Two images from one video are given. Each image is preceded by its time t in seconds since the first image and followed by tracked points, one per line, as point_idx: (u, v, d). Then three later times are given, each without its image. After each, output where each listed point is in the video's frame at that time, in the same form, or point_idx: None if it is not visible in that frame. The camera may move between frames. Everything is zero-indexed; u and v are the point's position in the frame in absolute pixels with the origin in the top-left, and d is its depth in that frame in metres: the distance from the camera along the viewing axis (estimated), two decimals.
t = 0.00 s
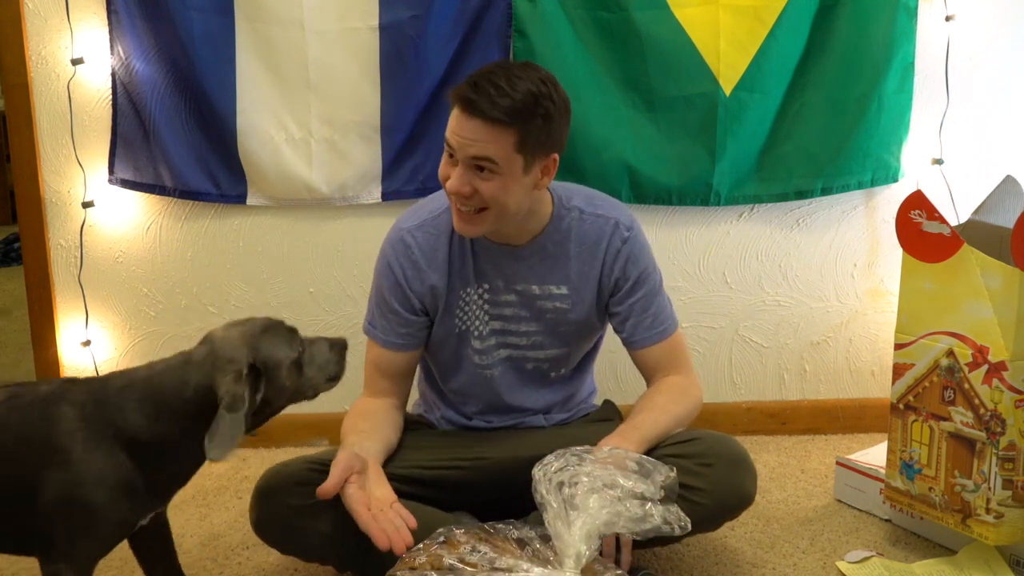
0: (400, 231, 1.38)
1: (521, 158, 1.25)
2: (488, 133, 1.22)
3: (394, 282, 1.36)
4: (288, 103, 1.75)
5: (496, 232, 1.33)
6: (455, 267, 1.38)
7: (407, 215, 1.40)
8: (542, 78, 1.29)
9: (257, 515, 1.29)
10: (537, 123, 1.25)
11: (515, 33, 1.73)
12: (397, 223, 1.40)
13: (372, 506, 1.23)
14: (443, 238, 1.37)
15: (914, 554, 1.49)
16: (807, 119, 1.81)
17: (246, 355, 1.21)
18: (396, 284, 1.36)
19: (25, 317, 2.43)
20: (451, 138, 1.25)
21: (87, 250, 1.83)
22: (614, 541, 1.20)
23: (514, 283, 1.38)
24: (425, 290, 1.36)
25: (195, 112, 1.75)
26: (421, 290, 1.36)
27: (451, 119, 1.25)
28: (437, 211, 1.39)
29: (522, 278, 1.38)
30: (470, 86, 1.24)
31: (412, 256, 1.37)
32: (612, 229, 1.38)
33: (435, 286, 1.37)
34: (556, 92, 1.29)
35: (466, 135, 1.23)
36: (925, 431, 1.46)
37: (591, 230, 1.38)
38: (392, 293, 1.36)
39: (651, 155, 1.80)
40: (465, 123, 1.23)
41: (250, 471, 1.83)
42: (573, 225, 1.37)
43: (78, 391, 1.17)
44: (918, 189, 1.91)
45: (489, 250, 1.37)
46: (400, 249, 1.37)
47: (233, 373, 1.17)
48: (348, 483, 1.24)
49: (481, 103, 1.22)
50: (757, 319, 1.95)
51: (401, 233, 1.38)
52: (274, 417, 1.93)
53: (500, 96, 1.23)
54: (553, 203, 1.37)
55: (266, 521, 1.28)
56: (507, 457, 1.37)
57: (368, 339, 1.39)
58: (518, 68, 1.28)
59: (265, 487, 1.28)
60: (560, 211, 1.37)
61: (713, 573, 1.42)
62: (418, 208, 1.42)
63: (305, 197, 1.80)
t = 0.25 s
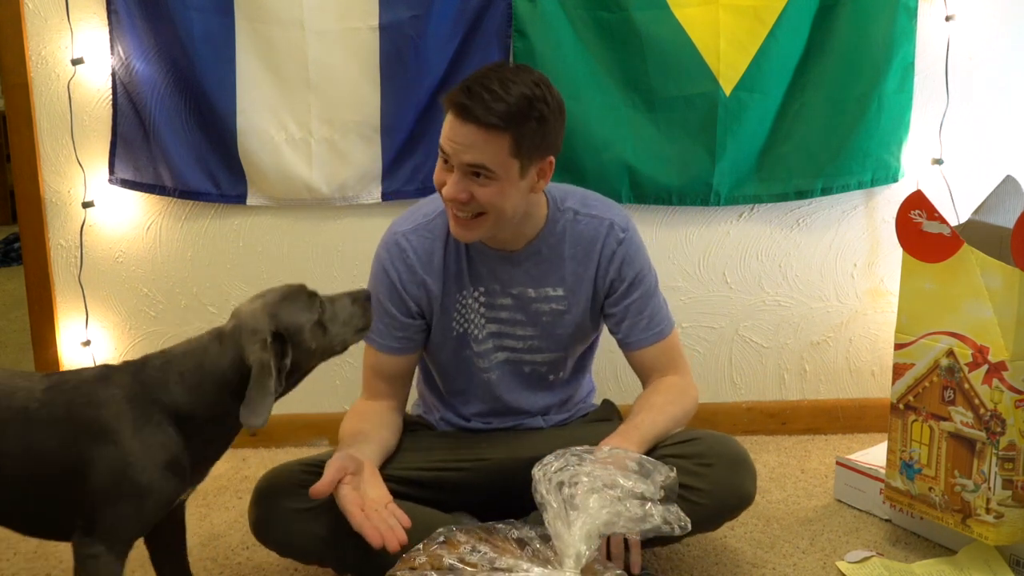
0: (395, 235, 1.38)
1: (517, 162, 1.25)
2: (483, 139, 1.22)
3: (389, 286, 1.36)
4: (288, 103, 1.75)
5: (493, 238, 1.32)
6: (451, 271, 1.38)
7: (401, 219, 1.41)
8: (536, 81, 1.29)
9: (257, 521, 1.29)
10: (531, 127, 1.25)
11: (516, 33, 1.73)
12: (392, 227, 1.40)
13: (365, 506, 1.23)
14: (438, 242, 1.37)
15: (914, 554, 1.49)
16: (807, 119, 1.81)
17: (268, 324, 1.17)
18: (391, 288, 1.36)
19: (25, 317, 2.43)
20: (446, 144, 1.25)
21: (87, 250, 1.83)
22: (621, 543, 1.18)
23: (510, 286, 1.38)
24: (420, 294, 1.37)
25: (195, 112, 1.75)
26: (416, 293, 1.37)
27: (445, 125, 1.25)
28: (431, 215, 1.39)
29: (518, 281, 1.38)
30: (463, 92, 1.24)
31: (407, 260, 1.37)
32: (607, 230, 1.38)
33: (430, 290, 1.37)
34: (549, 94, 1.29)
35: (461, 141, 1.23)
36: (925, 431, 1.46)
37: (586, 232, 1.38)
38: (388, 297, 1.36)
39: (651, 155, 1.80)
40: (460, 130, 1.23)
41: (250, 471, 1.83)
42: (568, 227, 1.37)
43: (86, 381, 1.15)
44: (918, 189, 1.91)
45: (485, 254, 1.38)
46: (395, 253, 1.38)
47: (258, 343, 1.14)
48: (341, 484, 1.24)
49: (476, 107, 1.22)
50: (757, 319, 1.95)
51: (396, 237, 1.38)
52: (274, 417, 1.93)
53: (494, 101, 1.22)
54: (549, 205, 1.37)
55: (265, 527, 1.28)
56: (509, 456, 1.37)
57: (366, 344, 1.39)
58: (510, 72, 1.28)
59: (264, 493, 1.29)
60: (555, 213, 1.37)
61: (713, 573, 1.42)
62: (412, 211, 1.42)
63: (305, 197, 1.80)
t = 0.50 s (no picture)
0: (395, 237, 1.38)
1: (539, 174, 1.23)
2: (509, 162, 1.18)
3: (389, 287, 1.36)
4: (288, 103, 1.75)
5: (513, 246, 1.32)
6: (452, 273, 1.38)
7: (402, 219, 1.41)
8: (534, 85, 1.24)
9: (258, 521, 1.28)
10: (547, 135, 1.22)
11: (516, 33, 1.74)
12: (393, 229, 1.40)
13: (361, 507, 1.23)
14: (440, 242, 1.37)
15: (914, 554, 1.49)
16: (807, 119, 1.81)
17: (293, 314, 1.12)
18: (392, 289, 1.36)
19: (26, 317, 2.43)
20: (468, 173, 1.20)
21: (87, 250, 1.83)
22: (621, 543, 1.18)
23: (512, 288, 1.38)
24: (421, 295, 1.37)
25: (195, 112, 1.75)
26: (416, 294, 1.36)
27: (461, 153, 1.19)
28: (433, 215, 1.39)
29: (520, 283, 1.38)
30: (477, 118, 1.17)
31: (407, 261, 1.37)
32: (607, 231, 1.38)
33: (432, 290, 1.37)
34: (550, 95, 1.25)
35: (487, 170, 1.18)
36: (925, 431, 1.46)
37: (587, 233, 1.37)
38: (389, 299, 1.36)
39: (651, 155, 1.80)
40: (484, 158, 1.17)
41: (250, 471, 1.83)
42: (569, 228, 1.37)
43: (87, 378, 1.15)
44: (918, 189, 1.91)
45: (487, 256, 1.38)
46: (397, 254, 1.38)
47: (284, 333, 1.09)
48: (339, 484, 1.24)
49: (495, 132, 1.17)
50: (757, 319, 1.95)
51: (397, 237, 1.38)
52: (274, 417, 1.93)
53: (511, 121, 1.17)
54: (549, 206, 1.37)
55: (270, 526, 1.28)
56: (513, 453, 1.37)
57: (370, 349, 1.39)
58: (509, 82, 1.22)
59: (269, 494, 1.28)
60: (556, 214, 1.37)
61: (713, 573, 1.42)
62: (412, 213, 1.42)
63: (305, 197, 1.80)
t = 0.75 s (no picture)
0: (398, 237, 1.38)
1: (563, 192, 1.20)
2: (542, 196, 1.14)
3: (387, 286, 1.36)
4: (288, 103, 1.75)
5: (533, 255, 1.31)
6: (456, 275, 1.38)
7: (406, 220, 1.40)
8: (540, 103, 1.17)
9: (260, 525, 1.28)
10: (567, 153, 1.18)
11: (516, 33, 1.74)
12: (394, 230, 1.39)
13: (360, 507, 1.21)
14: (444, 244, 1.37)
15: (914, 554, 1.49)
16: (807, 119, 1.81)
17: (338, 330, 1.16)
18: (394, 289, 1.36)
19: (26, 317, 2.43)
20: (502, 214, 1.16)
21: (87, 250, 1.83)
22: (623, 543, 1.18)
23: (516, 292, 1.38)
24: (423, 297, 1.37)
25: (195, 112, 1.75)
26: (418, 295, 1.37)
27: (490, 196, 1.15)
28: (436, 216, 1.38)
29: (524, 286, 1.38)
30: (504, 161, 1.12)
31: (410, 260, 1.37)
32: (610, 232, 1.38)
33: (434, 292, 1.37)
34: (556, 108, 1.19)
35: (520, 209, 1.15)
36: (925, 431, 1.46)
37: (589, 235, 1.37)
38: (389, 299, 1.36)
39: (651, 155, 1.80)
40: (515, 198, 1.14)
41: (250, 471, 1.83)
42: (572, 229, 1.37)
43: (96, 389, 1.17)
44: (918, 189, 1.91)
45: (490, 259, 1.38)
46: (400, 255, 1.37)
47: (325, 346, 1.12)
48: (339, 485, 1.24)
49: (526, 174, 1.12)
50: (757, 319, 1.95)
51: (401, 238, 1.38)
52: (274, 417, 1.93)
53: (537, 156, 1.12)
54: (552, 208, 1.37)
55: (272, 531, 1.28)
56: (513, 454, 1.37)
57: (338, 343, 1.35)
58: (519, 108, 1.16)
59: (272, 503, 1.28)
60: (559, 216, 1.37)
61: (713, 573, 1.42)
62: (416, 213, 1.42)
63: (305, 197, 1.80)
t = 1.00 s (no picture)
0: (314, 245, 1.33)
1: (472, 162, 1.18)
2: (443, 157, 1.13)
3: (308, 290, 1.30)
4: (288, 104, 1.75)
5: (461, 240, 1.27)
6: (387, 278, 1.32)
7: (330, 223, 1.36)
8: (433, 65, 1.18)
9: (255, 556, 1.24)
10: (469, 119, 1.17)
11: (516, 33, 1.74)
12: (314, 237, 1.34)
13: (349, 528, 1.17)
14: (368, 242, 1.32)
15: (914, 554, 1.49)
16: (807, 119, 1.81)
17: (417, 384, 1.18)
18: (313, 297, 1.31)
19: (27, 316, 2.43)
20: (395, 177, 1.14)
21: (87, 250, 1.83)
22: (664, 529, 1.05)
23: (451, 291, 1.31)
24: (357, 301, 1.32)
25: (195, 112, 1.75)
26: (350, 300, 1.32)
27: (388, 156, 1.13)
28: (361, 213, 1.34)
29: (456, 284, 1.31)
30: (399, 117, 1.11)
31: (332, 265, 1.31)
32: (542, 213, 1.32)
33: (365, 296, 1.32)
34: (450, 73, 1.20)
35: (424, 169, 1.13)
36: (925, 431, 1.46)
37: (522, 220, 1.32)
38: (310, 306, 1.31)
39: (651, 155, 1.80)
40: (417, 158, 1.12)
41: (250, 471, 1.83)
42: (502, 216, 1.32)
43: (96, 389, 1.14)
44: (918, 189, 1.91)
45: (421, 260, 1.31)
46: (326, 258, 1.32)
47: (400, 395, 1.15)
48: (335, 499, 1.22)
49: (433, 126, 1.11)
50: (757, 319, 1.95)
51: (325, 237, 1.33)
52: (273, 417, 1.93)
53: (428, 115, 1.11)
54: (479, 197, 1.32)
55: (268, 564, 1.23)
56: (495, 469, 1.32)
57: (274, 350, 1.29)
58: (406, 73, 1.16)
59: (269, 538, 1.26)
60: (487, 205, 1.32)
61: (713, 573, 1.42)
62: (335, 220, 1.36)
63: (305, 197, 1.80)
